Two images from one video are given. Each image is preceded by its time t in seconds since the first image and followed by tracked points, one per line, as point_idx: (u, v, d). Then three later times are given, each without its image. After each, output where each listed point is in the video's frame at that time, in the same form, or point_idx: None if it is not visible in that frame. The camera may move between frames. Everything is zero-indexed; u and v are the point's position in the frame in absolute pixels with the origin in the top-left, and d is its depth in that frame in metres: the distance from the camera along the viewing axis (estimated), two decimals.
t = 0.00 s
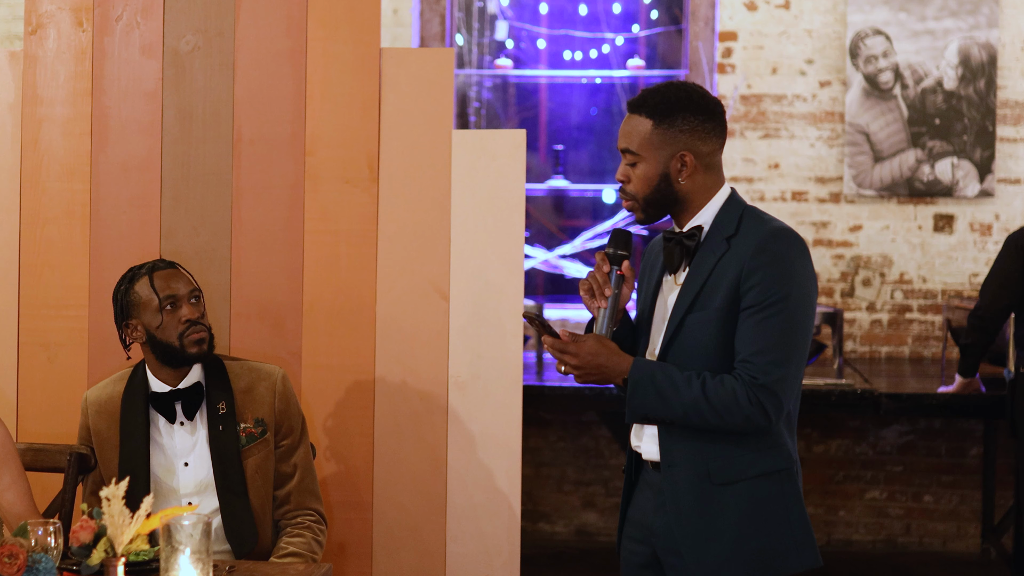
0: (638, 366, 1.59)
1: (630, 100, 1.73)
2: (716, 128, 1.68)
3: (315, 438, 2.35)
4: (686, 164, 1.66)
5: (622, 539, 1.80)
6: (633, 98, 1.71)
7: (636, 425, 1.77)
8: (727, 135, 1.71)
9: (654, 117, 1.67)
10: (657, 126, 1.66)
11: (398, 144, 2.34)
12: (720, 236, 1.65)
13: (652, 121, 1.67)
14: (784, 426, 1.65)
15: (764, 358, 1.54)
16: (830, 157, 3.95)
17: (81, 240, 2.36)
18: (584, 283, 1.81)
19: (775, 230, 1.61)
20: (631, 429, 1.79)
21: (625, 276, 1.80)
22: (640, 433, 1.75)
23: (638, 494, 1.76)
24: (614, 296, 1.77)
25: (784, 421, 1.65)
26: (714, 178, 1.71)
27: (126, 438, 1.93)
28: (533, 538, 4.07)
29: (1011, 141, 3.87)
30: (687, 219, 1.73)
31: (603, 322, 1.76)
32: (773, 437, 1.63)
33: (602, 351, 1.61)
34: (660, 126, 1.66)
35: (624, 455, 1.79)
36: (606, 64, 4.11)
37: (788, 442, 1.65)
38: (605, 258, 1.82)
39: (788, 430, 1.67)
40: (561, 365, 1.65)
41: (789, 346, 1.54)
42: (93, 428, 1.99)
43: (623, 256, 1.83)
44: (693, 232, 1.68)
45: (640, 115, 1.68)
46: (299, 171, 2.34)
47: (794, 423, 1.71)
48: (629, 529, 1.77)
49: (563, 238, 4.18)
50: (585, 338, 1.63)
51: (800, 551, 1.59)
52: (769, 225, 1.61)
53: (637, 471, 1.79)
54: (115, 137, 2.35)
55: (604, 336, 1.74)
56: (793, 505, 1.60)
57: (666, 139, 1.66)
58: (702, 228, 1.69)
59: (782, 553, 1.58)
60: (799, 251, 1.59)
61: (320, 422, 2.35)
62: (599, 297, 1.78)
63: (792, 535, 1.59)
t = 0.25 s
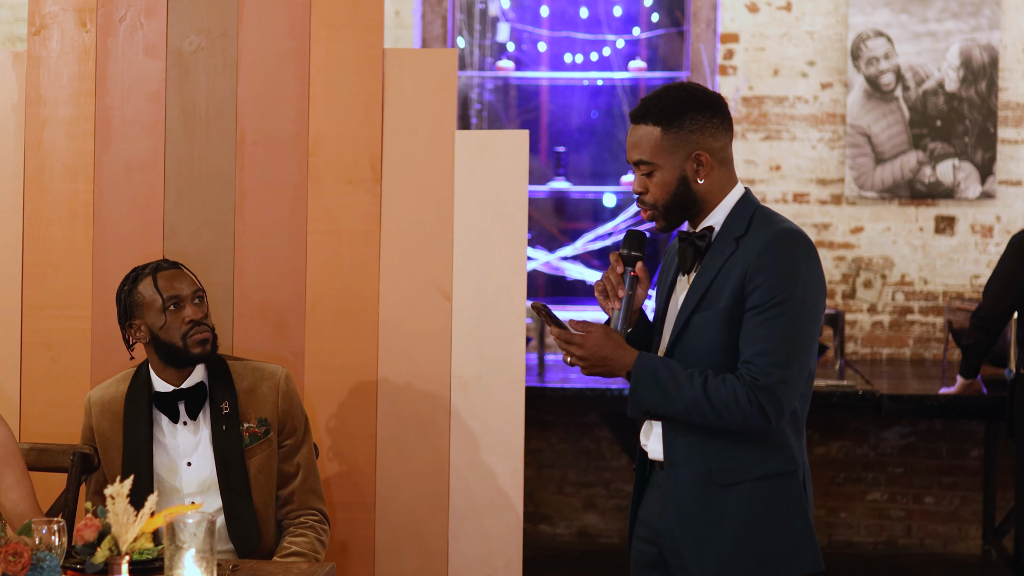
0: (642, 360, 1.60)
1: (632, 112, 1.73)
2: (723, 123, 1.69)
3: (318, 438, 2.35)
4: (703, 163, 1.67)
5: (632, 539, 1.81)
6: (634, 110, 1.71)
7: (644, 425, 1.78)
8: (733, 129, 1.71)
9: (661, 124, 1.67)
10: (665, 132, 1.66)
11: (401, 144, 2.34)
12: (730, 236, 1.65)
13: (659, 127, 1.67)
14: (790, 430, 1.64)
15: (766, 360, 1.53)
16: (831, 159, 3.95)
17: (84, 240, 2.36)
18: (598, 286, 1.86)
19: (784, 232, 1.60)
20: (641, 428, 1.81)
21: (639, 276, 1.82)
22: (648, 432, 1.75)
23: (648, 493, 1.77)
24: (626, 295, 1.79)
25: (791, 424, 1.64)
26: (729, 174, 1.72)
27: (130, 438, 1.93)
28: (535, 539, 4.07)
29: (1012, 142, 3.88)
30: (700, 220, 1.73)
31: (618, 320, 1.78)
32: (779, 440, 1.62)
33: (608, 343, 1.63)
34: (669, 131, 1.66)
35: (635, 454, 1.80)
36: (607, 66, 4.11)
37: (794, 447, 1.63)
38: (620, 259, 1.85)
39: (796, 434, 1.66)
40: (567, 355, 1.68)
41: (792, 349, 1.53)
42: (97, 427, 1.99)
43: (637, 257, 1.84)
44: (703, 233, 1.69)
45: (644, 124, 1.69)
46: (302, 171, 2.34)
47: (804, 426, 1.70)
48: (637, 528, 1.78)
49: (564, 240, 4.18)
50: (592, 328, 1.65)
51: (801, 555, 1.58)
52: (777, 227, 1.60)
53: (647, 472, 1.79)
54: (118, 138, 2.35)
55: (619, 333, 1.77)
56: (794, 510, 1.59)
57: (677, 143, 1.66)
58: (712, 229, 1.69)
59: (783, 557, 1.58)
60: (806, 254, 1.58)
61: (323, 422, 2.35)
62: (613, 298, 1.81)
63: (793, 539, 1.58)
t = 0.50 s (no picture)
0: (652, 361, 1.60)
1: (640, 118, 1.72)
2: (731, 124, 1.68)
3: (320, 439, 2.35)
4: (713, 165, 1.66)
5: (642, 541, 1.81)
6: (642, 115, 1.70)
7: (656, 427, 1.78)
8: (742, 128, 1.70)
9: (670, 129, 1.66)
10: (674, 137, 1.65)
11: (403, 146, 2.35)
12: (741, 238, 1.65)
13: (668, 132, 1.66)
14: (801, 434, 1.62)
15: (776, 362, 1.52)
16: (832, 161, 3.95)
17: (87, 242, 2.37)
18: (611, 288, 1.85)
19: (796, 235, 1.58)
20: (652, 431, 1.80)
21: (652, 279, 1.79)
22: (658, 434, 1.76)
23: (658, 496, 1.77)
24: (639, 297, 1.78)
25: (801, 428, 1.63)
26: (740, 176, 1.71)
27: (133, 439, 1.93)
28: (536, 541, 4.07)
29: (1013, 144, 3.88)
30: (712, 223, 1.73)
31: (630, 322, 1.78)
32: (789, 444, 1.60)
33: (618, 343, 1.62)
34: (678, 136, 1.65)
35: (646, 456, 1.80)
36: (608, 69, 4.11)
37: (804, 451, 1.62)
38: (632, 261, 1.83)
39: (806, 438, 1.65)
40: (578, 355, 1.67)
41: (803, 352, 1.52)
42: (100, 428, 2.00)
43: (650, 259, 1.82)
44: (716, 235, 1.69)
45: (653, 130, 1.68)
46: (304, 173, 2.35)
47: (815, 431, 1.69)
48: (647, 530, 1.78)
49: (565, 242, 4.18)
50: (602, 329, 1.63)
51: (809, 559, 1.57)
52: (790, 230, 1.59)
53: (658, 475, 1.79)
54: (121, 140, 2.36)
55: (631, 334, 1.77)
56: (802, 515, 1.58)
57: (687, 147, 1.65)
58: (724, 232, 1.69)
59: (791, 561, 1.57)
60: (817, 256, 1.56)
61: (325, 423, 2.36)
62: (625, 301, 1.81)
63: (802, 544, 1.57)
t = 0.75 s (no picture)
0: (658, 362, 1.56)
1: (652, 116, 1.67)
2: (745, 127, 1.62)
3: (321, 440, 2.36)
4: (725, 167, 1.60)
5: (649, 543, 1.78)
6: (655, 113, 1.65)
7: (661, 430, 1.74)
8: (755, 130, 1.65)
9: (682, 129, 1.61)
10: (686, 136, 1.60)
11: (404, 148, 2.35)
12: (750, 238, 1.60)
13: (679, 131, 1.61)
14: (808, 440, 1.57)
15: (782, 364, 1.47)
16: (832, 162, 3.96)
17: (88, 243, 2.37)
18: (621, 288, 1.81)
19: (806, 235, 1.53)
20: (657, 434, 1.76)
21: (660, 281, 1.76)
22: (664, 436, 1.72)
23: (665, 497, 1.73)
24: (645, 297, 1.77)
25: (809, 432, 1.58)
26: (751, 178, 1.64)
27: (134, 439, 1.94)
28: (536, 542, 4.07)
29: (1013, 146, 3.89)
30: (721, 224, 1.67)
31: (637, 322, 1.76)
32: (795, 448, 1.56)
33: (624, 344, 1.59)
34: (689, 135, 1.60)
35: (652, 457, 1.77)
36: (609, 70, 4.12)
37: (811, 456, 1.57)
38: (642, 263, 1.79)
39: (814, 443, 1.60)
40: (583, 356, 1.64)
41: (810, 353, 1.47)
42: (101, 429, 2.00)
43: (659, 261, 1.77)
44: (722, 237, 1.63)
45: (665, 128, 1.63)
46: (305, 174, 2.36)
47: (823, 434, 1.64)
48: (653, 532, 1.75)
49: (566, 243, 4.18)
50: (608, 329, 1.60)
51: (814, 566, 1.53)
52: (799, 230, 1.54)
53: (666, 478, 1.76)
54: (123, 141, 2.36)
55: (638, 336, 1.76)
56: (807, 522, 1.53)
57: (698, 147, 1.60)
58: (732, 233, 1.63)
59: (796, 567, 1.52)
60: (826, 257, 1.51)
61: (326, 424, 2.36)
62: (632, 302, 1.78)
63: (807, 550, 1.52)
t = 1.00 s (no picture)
0: (658, 363, 1.55)
1: (666, 108, 1.67)
2: (756, 128, 1.61)
3: (321, 441, 2.36)
4: (730, 166, 1.59)
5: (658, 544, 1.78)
6: (669, 106, 1.64)
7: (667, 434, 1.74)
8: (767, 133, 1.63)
9: (692, 123, 1.60)
10: (694, 131, 1.60)
11: (404, 149, 2.35)
12: (753, 239, 1.58)
13: (689, 126, 1.60)
14: (812, 441, 1.55)
15: (782, 366, 1.46)
16: (833, 163, 3.95)
17: (88, 244, 2.37)
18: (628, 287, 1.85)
19: (809, 235, 1.52)
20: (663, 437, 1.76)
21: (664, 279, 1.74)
22: (670, 438, 1.72)
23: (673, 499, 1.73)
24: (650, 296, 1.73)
25: (813, 434, 1.56)
26: (758, 179, 1.63)
27: (134, 440, 1.94)
28: (537, 543, 4.07)
29: (1013, 147, 3.89)
30: (727, 224, 1.65)
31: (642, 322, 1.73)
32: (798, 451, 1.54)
33: (625, 345, 1.58)
34: (698, 131, 1.59)
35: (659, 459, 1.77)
36: (610, 71, 4.12)
37: (816, 459, 1.55)
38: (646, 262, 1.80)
39: (819, 445, 1.58)
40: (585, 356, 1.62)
41: (811, 355, 1.46)
42: (101, 430, 2.00)
43: (661, 259, 1.77)
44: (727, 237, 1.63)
45: (676, 121, 1.62)
46: (306, 175, 2.35)
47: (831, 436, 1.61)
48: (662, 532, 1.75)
49: (567, 245, 4.17)
50: (609, 330, 1.59)
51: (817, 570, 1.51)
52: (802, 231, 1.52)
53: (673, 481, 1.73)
54: (123, 142, 2.36)
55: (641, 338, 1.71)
56: (812, 524, 1.51)
57: (705, 143, 1.59)
58: (737, 234, 1.62)
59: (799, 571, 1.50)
60: (828, 258, 1.49)
61: (326, 425, 2.36)
62: (636, 301, 1.80)
63: (810, 554, 1.50)
